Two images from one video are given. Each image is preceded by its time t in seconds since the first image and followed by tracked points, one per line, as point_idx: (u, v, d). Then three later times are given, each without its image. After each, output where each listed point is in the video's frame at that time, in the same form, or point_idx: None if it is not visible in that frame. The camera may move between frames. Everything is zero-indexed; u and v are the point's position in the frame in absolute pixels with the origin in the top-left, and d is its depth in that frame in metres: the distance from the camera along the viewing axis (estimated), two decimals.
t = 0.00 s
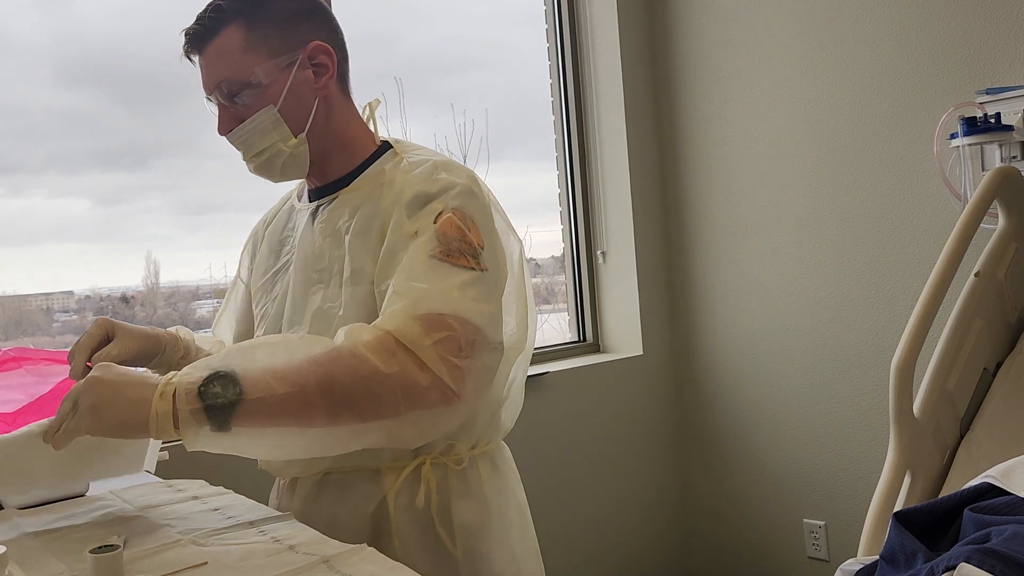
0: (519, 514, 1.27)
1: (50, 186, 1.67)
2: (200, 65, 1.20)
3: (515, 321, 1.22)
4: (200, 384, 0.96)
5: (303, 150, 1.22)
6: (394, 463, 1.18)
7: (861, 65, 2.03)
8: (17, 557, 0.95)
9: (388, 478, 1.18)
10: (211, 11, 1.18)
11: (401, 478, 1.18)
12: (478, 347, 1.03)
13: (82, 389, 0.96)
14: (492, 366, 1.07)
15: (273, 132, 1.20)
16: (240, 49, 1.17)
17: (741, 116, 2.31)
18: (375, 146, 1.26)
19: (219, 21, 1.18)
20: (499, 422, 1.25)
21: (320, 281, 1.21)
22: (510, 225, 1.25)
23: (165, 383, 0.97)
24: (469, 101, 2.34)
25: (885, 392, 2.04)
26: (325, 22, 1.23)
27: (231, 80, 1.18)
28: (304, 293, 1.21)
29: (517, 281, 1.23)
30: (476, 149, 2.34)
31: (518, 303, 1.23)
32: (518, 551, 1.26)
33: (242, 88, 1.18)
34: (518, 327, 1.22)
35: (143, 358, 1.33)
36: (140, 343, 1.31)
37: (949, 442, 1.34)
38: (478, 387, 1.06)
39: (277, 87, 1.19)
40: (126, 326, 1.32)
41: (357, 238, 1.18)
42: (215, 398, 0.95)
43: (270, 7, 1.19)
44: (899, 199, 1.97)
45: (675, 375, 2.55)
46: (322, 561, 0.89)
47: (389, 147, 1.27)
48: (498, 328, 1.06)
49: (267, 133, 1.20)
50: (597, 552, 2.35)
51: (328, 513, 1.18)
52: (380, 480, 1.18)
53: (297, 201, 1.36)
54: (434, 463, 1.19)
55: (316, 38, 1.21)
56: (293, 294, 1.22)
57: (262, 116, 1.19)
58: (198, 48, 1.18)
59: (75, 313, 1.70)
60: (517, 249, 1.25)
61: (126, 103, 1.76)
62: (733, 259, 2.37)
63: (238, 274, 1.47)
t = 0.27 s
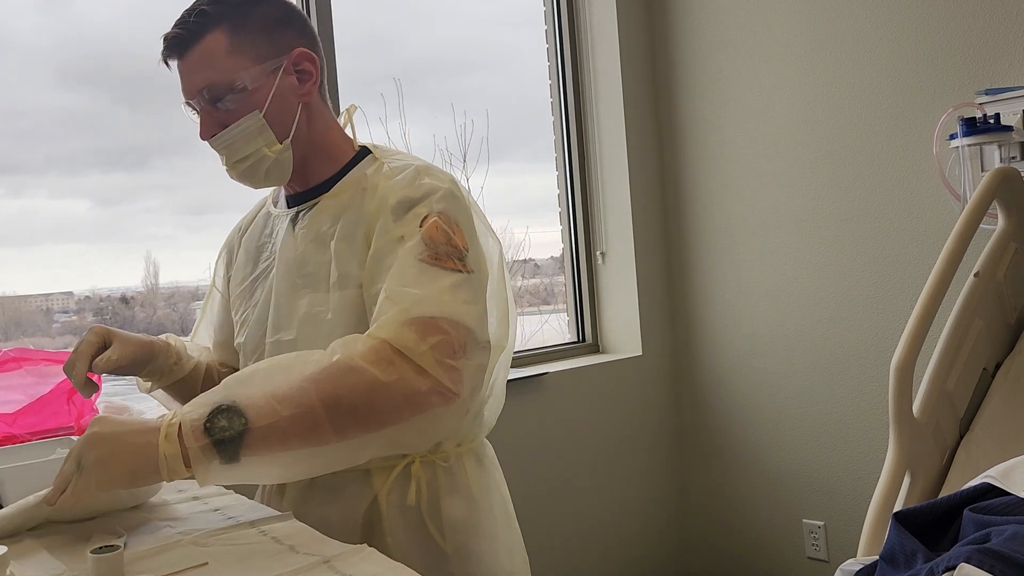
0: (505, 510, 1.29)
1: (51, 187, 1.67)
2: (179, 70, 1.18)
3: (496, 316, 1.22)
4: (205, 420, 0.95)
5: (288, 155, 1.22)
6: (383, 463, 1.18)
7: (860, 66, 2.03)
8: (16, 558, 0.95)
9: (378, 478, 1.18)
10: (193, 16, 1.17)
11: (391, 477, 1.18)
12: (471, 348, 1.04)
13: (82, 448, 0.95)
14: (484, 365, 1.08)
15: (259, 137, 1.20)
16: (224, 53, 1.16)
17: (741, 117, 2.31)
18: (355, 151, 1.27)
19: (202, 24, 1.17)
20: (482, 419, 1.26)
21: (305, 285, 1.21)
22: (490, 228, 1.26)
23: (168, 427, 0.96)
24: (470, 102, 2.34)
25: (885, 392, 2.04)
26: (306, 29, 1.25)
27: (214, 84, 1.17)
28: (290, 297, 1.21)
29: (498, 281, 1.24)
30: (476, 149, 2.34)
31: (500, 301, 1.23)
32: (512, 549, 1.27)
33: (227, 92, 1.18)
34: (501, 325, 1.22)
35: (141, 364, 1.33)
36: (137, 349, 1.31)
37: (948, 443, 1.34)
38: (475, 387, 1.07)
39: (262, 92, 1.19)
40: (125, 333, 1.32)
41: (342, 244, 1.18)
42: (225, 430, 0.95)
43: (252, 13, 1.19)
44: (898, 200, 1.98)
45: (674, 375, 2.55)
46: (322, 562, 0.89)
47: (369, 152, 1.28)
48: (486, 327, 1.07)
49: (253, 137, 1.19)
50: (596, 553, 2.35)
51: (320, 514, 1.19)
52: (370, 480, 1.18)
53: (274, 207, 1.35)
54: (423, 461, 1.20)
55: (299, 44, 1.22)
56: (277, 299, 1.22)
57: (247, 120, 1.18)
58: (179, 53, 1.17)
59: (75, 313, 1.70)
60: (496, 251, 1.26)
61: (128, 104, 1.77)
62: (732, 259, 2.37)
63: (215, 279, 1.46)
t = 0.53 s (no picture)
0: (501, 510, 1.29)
1: (51, 188, 1.68)
2: (165, 75, 1.17)
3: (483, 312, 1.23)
4: (211, 401, 0.95)
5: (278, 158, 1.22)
6: (379, 462, 1.18)
7: (860, 67, 2.03)
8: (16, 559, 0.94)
9: (375, 477, 1.18)
10: (179, 21, 1.16)
11: (388, 476, 1.18)
12: (471, 343, 1.05)
13: (82, 429, 0.92)
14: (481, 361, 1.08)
15: (250, 141, 1.20)
16: (212, 58, 1.16)
17: (740, 118, 2.31)
18: (342, 153, 1.28)
19: (189, 30, 1.16)
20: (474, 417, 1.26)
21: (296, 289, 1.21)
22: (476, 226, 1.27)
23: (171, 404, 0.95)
24: (470, 103, 2.34)
25: (884, 393, 2.04)
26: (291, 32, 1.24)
27: (204, 89, 1.17)
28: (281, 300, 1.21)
29: (486, 280, 1.24)
30: (476, 150, 2.34)
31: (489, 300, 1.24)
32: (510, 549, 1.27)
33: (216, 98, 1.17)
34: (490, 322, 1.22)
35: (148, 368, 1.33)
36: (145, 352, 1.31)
37: (948, 443, 1.34)
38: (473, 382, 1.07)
39: (251, 96, 1.19)
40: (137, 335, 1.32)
41: (333, 246, 1.18)
42: (232, 409, 0.94)
43: (239, 17, 1.19)
44: (898, 201, 1.98)
45: (673, 376, 2.55)
46: (322, 562, 0.89)
47: (356, 153, 1.28)
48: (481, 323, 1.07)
49: (243, 142, 1.19)
50: (596, 553, 2.35)
51: (319, 516, 1.19)
52: (368, 480, 1.18)
53: (261, 211, 1.35)
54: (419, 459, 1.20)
55: (287, 48, 1.22)
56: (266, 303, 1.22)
57: (238, 125, 1.19)
58: (166, 60, 1.16)
59: (75, 314, 1.70)
60: (483, 247, 1.26)
61: (128, 104, 1.77)
62: (731, 260, 2.38)
63: (203, 287, 1.45)
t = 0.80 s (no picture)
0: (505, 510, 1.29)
1: (51, 189, 1.68)
2: (165, 78, 1.16)
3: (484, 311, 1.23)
4: (301, 355, 0.99)
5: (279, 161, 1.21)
6: (382, 462, 1.19)
7: (860, 68, 2.03)
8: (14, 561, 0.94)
9: (378, 477, 1.19)
10: (178, 23, 1.15)
11: (391, 476, 1.19)
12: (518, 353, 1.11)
13: (177, 346, 0.94)
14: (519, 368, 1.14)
15: (251, 143, 1.19)
16: (212, 60, 1.15)
17: (740, 119, 2.31)
18: (339, 154, 1.28)
19: (188, 31, 1.15)
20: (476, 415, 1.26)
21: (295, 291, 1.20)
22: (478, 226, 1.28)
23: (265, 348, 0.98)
24: (470, 103, 2.34)
25: (885, 394, 2.04)
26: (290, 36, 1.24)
27: (203, 91, 1.16)
28: (281, 302, 1.21)
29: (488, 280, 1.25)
30: (476, 151, 2.34)
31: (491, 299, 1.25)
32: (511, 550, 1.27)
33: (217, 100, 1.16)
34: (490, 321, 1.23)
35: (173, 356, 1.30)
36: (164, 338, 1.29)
37: (948, 444, 1.34)
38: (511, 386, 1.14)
39: (252, 99, 1.18)
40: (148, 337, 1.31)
41: (335, 251, 1.19)
42: (319, 374, 0.99)
43: (238, 19, 1.18)
44: (898, 202, 1.98)
45: (674, 377, 2.55)
46: (321, 564, 0.89)
47: (352, 154, 1.29)
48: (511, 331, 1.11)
49: (245, 145, 1.18)
50: (596, 554, 2.35)
51: (323, 517, 1.19)
52: (371, 480, 1.19)
53: (255, 212, 1.35)
54: (422, 458, 1.20)
55: (284, 51, 1.22)
56: (265, 307, 1.22)
57: (239, 127, 1.17)
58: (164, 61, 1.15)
59: (75, 316, 1.70)
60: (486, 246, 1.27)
61: (128, 104, 1.77)
62: (732, 261, 2.37)
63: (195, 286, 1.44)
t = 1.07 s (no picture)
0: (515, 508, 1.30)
1: (52, 190, 1.68)
2: (210, 68, 1.16)
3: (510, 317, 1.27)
4: (426, 385, 1.05)
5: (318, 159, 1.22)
6: (404, 461, 1.19)
7: (861, 69, 2.03)
8: (14, 562, 0.94)
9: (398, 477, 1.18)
10: (229, 14, 1.16)
11: (412, 475, 1.19)
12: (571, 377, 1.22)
13: (317, 374, 0.99)
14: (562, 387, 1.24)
15: (292, 140, 1.19)
16: (261, 53, 1.16)
17: (740, 121, 2.31)
18: (373, 155, 1.29)
19: (238, 23, 1.16)
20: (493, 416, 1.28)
21: (325, 288, 1.18)
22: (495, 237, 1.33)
23: (399, 373, 1.03)
24: (470, 105, 2.34)
25: (884, 395, 2.04)
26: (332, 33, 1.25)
27: (250, 84, 1.16)
28: (306, 295, 1.19)
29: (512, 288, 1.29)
30: (476, 152, 2.34)
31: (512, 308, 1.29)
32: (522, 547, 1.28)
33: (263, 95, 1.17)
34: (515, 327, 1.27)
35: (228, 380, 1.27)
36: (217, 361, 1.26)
37: (947, 445, 1.34)
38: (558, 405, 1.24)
39: (297, 96, 1.19)
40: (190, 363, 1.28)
41: (375, 255, 1.20)
42: (437, 401, 1.05)
43: (287, 15, 1.19)
44: (898, 203, 1.98)
45: (674, 378, 2.55)
46: (320, 565, 0.89)
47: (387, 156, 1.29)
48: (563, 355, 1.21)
49: (285, 141, 1.19)
50: (596, 555, 2.35)
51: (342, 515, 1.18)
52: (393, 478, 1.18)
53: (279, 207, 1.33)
54: (441, 459, 1.21)
55: (330, 49, 1.23)
56: (297, 301, 1.19)
57: (282, 123, 1.18)
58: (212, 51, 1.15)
59: (75, 317, 1.70)
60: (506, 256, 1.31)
61: (128, 104, 1.77)
62: (732, 263, 2.37)
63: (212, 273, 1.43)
